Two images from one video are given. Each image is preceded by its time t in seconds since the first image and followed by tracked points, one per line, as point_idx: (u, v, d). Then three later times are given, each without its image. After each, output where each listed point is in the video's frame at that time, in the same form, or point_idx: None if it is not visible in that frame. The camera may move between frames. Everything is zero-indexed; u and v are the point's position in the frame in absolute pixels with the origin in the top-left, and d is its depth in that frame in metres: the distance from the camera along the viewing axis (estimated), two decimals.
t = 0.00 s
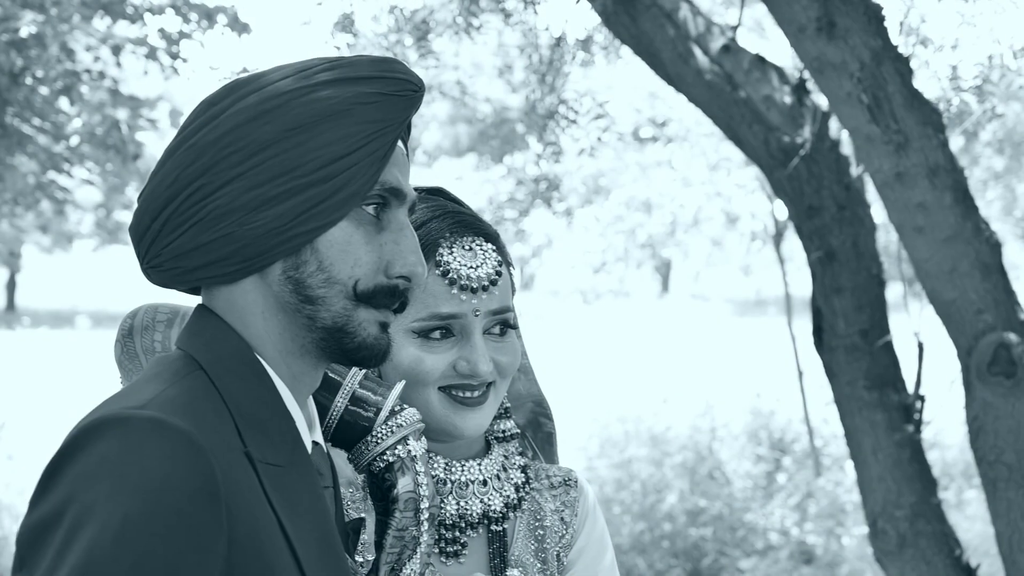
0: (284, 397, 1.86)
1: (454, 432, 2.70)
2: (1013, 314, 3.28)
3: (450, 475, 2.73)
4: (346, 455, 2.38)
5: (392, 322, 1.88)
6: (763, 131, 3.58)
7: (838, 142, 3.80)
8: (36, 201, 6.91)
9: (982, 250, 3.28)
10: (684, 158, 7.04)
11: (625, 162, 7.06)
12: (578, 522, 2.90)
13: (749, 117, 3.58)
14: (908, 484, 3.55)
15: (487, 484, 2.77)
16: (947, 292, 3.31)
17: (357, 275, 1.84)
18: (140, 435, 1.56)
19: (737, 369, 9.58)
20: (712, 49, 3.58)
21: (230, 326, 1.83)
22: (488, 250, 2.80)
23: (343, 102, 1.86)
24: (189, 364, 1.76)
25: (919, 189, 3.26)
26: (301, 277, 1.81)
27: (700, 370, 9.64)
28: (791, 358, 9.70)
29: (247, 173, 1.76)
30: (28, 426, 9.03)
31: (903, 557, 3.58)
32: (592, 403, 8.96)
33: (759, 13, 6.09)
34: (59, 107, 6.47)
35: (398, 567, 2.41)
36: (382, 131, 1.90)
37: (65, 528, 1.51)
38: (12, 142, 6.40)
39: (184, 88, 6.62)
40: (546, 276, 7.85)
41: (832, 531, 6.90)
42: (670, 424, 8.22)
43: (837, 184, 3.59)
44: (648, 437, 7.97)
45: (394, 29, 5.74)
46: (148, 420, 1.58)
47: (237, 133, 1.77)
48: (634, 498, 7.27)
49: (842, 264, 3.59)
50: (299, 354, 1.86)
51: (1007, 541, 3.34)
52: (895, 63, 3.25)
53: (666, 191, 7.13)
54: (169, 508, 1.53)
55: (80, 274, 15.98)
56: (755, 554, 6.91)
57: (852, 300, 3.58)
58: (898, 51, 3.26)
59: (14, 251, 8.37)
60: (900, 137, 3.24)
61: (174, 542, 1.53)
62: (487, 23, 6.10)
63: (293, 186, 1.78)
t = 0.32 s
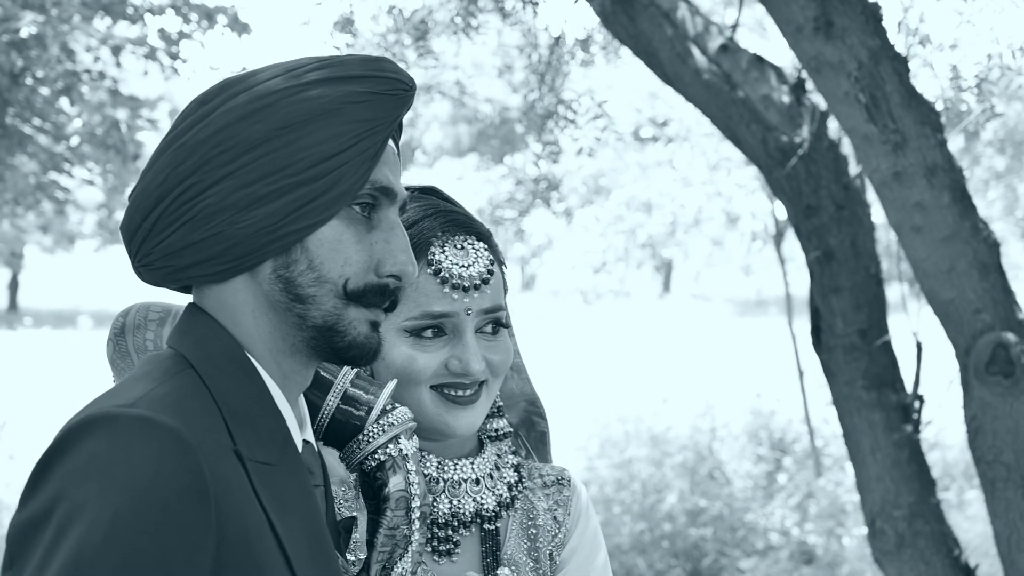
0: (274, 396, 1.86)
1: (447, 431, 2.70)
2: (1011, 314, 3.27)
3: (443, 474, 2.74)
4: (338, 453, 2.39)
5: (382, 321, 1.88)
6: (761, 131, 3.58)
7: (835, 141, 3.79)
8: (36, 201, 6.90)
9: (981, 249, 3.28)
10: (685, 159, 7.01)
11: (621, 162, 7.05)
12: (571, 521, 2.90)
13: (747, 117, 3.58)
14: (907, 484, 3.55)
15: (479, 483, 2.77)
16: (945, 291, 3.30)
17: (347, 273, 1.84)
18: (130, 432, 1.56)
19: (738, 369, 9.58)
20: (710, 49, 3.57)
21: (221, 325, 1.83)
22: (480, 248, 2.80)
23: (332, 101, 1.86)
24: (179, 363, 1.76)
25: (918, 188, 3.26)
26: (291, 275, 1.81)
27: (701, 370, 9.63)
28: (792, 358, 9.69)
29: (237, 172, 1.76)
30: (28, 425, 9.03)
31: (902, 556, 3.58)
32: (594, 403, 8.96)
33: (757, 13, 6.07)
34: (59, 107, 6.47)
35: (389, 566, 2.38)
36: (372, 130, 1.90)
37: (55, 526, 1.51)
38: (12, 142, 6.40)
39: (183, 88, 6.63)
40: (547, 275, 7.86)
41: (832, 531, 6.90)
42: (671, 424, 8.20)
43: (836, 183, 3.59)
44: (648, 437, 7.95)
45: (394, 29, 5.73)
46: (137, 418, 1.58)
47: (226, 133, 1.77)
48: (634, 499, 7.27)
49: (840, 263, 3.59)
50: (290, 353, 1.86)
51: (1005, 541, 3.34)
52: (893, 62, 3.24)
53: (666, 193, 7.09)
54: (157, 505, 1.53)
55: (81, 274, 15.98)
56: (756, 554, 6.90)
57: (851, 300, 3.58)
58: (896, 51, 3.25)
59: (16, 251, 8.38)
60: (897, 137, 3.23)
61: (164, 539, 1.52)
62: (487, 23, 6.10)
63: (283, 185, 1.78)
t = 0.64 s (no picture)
0: (273, 394, 1.86)
1: (448, 429, 2.70)
2: (1018, 313, 3.26)
3: (444, 472, 2.74)
4: (339, 452, 2.39)
5: (381, 319, 1.88)
6: (768, 130, 3.57)
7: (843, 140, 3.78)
8: (46, 201, 6.89)
9: (988, 249, 3.27)
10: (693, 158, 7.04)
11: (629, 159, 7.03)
12: (573, 519, 2.90)
13: (755, 115, 3.57)
14: (914, 484, 3.54)
15: (481, 482, 2.77)
16: (952, 290, 3.29)
17: (346, 271, 1.84)
18: (128, 429, 1.57)
19: (748, 369, 9.56)
20: (718, 48, 3.57)
21: (219, 323, 1.83)
22: (481, 247, 2.80)
23: (332, 99, 1.86)
24: (178, 361, 1.76)
25: (924, 187, 3.24)
26: (290, 273, 1.81)
27: (711, 370, 9.60)
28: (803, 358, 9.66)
29: (236, 170, 1.76)
30: (38, 424, 9.04)
31: (909, 556, 3.56)
32: (604, 403, 8.96)
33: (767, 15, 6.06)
34: (69, 107, 6.47)
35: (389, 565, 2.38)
36: (371, 128, 1.90)
37: (53, 522, 1.51)
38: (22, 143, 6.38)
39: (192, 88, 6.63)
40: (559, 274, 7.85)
41: (842, 531, 6.89)
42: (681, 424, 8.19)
43: (843, 182, 3.58)
44: (658, 437, 7.94)
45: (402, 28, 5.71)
46: (135, 416, 1.58)
47: (225, 131, 1.77)
48: (643, 499, 7.26)
49: (848, 262, 3.58)
50: (290, 351, 1.86)
51: (1013, 541, 3.33)
52: (899, 61, 3.22)
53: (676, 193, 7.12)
54: (154, 502, 1.53)
55: (93, 275, 16.01)
56: (766, 554, 6.87)
57: (858, 299, 3.58)
58: (902, 49, 3.24)
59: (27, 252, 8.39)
60: (904, 136, 3.22)
61: (162, 538, 1.53)
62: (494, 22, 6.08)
63: (282, 183, 1.78)
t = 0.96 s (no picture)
0: (272, 392, 1.87)
1: (449, 427, 2.70)
2: None
3: (445, 471, 2.74)
4: (340, 450, 2.39)
5: (381, 317, 1.88)
6: (776, 129, 3.56)
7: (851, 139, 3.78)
8: (56, 201, 6.89)
9: (996, 248, 3.25)
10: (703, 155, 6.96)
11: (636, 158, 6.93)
12: (574, 518, 2.90)
13: (762, 114, 3.56)
14: (922, 484, 3.52)
15: (483, 480, 2.77)
16: (960, 289, 3.28)
17: (345, 269, 1.84)
18: (125, 427, 1.57)
19: (758, 368, 9.55)
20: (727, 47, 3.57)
21: (219, 321, 1.83)
22: (483, 245, 2.80)
23: (331, 97, 1.86)
24: (177, 359, 1.77)
25: (932, 186, 3.23)
26: (289, 271, 1.82)
27: (722, 371, 9.55)
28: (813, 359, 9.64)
29: (236, 167, 1.77)
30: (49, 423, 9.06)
31: (917, 556, 3.56)
32: (614, 403, 8.97)
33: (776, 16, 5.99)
34: (79, 107, 6.47)
35: (389, 563, 2.38)
36: (371, 125, 1.90)
37: (52, 519, 1.52)
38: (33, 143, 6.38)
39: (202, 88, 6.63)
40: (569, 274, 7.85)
41: (852, 531, 6.88)
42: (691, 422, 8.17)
43: (852, 182, 3.57)
44: (668, 437, 7.91)
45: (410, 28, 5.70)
46: (133, 414, 1.59)
47: (225, 128, 1.77)
48: (653, 498, 7.26)
49: (856, 261, 3.58)
50: (289, 349, 1.87)
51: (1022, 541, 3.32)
52: (906, 59, 3.21)
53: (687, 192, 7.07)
54: (151, 500, 1.53)
55: (105, 274, 16.05)
56: (775, 554, 6.86)
57: (866, 298, 3.57)
58: (910, 47, 3.22)
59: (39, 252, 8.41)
60: (912, 134, 3.20)
61: (159, 534, 1.53)
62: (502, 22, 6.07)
63: (281, 181, 1.79)
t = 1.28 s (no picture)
0: (274, 391, 1.87)
1: (452, 426, 2.71)
2: None
3: (449, 469, 2.74)
4: (343, 449, 2.38)
5: (382, 317, 1.88)
6: (787, 128, 3.55)
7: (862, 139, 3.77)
8: (69, 201, 6.88)
9: (1006, 248, 3.22)
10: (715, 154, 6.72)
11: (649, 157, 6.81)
12: (578, 517, 2.90)
13: (772, 112, 3.55)
14: (933, 483, 3.50)
15: (486, 479, 2.78)
16: (971, 288, 3.25)
17: (347, 269, 1.84)
18: (124, 426, 1.57)
19: (772, 367, 9.51)
20: (736, 46, 3.55)
21: (221, 320, 1.84)
22: (486, 244, 2.80)
23: (331, 96, 1.87)
24: (179, 357, 1.77)
25: (942, 185, 3.20)
26: (291, 270, 1.82)
27: (735, 369, 9.54)
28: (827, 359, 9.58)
29: (236, 167, 1.77)
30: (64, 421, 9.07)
31: (928, 556, 3.53)
32: (627, 404, 8.95)
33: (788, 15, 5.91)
34: (93, 108, 6.48)
35: (391, 562, 2.38)
36: (371, 124, 1.90)
37: (50, 517, 1.52)
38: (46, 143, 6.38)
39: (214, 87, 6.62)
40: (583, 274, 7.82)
41: (866, 531, 6.87)
42: (704, 421, 8.15)
43: (862, 181, 3.57)
44: (681, 437, 7.86)
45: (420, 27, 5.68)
46: (131, 413, 1.59)
47: (224, 128, 1.78)
48: (665, 498, 7.25)
49: (867, 261, 3.57)
50: (291, 349, 1.87)
51: None
52: (917, 58, 3.19)
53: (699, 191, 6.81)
54: (150, 499, 1.53)
55: (121, 272, 16.06)
56: (788, 554, 6.85)
57: (877, 298, 3.56)
58: (920, 46, 3.20)
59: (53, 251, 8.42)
60: (922, 133, 3.18)
61: (157, 532, 1.53)
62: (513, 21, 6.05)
63: (281, 180, 1.79)
